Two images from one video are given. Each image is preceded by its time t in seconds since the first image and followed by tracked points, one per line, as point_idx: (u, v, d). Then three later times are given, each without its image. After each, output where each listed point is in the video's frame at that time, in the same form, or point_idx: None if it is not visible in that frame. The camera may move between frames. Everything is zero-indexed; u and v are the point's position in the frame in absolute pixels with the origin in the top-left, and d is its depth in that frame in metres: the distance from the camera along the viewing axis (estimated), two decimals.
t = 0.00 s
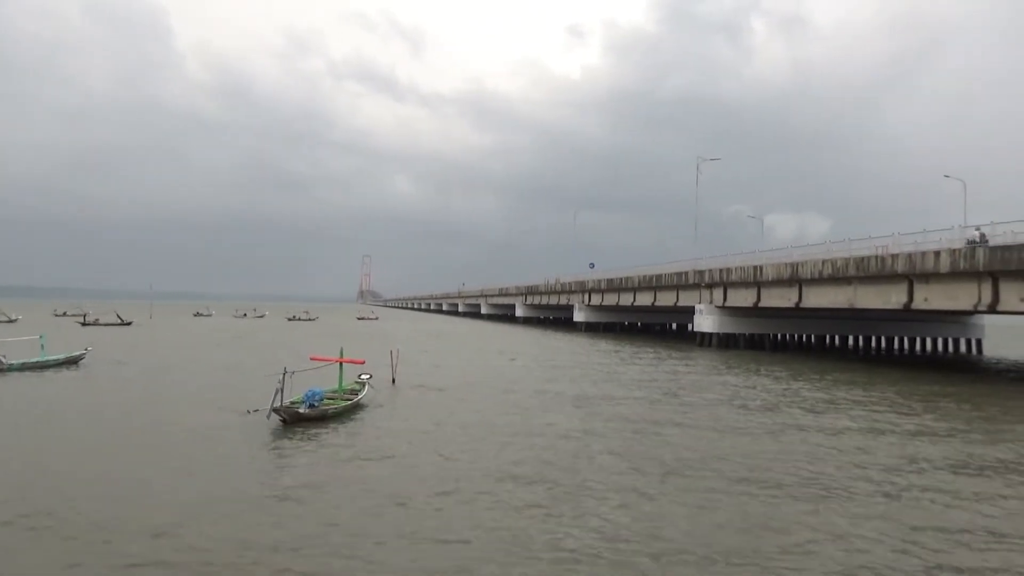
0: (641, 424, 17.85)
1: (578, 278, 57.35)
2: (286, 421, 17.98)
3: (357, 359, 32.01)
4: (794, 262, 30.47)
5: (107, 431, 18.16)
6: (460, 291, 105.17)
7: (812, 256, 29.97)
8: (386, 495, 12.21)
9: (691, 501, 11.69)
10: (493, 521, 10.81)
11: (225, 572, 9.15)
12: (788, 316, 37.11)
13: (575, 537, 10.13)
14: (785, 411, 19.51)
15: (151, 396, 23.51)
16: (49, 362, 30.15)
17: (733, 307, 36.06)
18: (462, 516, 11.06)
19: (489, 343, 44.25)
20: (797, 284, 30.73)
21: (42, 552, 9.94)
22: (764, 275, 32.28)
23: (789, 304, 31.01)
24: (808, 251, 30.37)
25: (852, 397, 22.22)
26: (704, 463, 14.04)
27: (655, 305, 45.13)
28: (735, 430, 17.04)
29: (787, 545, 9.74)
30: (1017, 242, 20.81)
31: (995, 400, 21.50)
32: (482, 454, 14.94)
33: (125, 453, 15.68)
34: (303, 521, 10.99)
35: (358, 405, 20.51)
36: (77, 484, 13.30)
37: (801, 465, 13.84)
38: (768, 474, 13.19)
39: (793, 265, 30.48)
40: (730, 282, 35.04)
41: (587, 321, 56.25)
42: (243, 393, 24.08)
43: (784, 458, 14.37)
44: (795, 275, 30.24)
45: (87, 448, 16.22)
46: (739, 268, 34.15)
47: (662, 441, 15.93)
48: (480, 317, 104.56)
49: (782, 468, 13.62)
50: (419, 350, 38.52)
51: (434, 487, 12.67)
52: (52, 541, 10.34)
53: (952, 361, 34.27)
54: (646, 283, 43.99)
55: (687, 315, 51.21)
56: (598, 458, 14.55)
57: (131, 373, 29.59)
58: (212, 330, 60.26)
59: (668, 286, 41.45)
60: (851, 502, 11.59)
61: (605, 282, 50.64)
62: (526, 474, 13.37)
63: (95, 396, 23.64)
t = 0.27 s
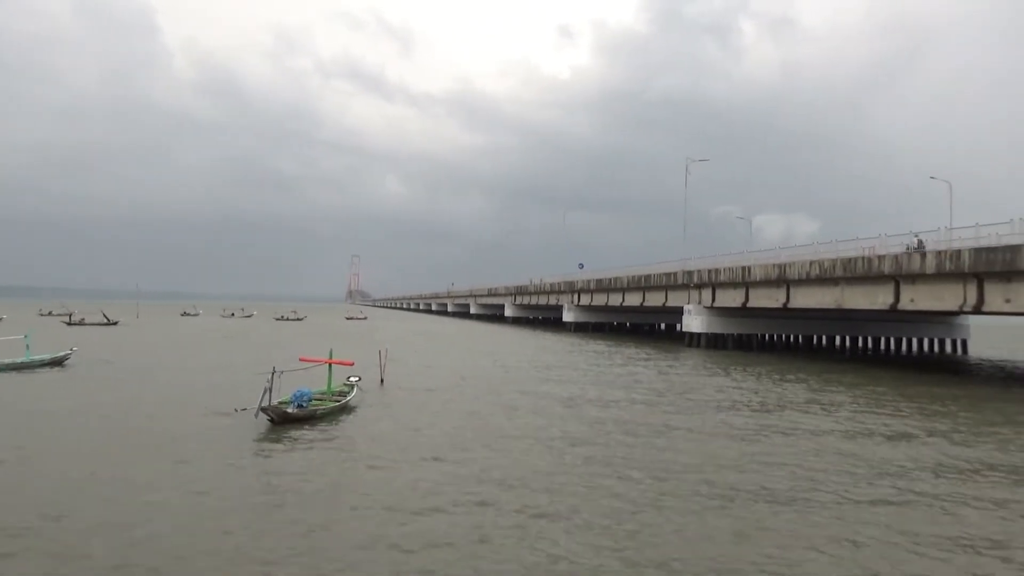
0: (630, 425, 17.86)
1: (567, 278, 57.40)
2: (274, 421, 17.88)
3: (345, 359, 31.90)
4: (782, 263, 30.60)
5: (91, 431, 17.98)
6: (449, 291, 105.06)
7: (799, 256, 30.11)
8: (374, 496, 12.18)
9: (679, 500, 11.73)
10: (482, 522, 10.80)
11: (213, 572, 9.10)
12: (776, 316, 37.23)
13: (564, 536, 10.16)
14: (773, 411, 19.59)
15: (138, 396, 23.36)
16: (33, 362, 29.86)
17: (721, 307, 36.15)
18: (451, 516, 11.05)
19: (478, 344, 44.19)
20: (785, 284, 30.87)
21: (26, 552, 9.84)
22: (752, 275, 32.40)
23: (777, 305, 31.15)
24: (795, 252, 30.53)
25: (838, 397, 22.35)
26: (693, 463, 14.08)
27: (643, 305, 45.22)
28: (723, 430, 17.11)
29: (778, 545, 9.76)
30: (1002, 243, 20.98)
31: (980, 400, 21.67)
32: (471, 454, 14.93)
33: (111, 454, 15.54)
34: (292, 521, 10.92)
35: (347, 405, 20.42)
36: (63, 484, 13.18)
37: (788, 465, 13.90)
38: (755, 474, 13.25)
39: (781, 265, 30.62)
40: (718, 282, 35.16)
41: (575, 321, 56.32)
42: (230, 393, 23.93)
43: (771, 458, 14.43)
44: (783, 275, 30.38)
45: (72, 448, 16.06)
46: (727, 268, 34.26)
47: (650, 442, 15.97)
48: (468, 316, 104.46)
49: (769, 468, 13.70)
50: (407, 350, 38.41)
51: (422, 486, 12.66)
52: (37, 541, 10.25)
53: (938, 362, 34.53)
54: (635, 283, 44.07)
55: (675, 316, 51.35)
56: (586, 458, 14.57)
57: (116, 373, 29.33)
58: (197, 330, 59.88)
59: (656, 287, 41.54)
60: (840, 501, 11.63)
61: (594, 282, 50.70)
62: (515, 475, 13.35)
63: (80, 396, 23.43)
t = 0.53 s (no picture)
0: (621, 425, 17.89)
1: (558, 278, 57.45)
2: (264, 421, 17.81)
3: (335, 359, 31.82)
4: (772, 263, 30.72)
5: (79, 432, 17.86)
6: (440, 291, 104.99)
7: (789, 257, 30.24)
8: (365, 495, 12.17)
9: (669, 500, 11.79)
10: (473, 521, 10.81)
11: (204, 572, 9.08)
12: (766, 316, 37.38)
13: (555, 536, 10.19)
14: (762, 411, 19.68)
15: (127, 397, 23.21)
16: (20, 363, 29.64)
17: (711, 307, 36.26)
18: (442, 516, 11.05)
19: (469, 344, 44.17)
20: (775, 285, 30.99)
21: (15, 553, 9.79)
22: (742, 276, 32.52)
23: (767, 305, 31.27)
24: (785, 252, 30.66)
25: (827, 397, 22.47)
26: (683, 463, 14.13)
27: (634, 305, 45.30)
28: (712, 430, 17.18)
29: (768, 544, 9.78)
30: (990, 244, 21.11)
31: (968, 399, 21.80)
32: (462, 454, 14.94)
33: (100, 455, 15.45)
34: (282, 522, 10.88)
35: (337, 405, 20.36)
36: (51, 485, 13.09)
37: (776, 464, 13.98)
38: (745, 473, 13.32)
39: (771, 265, 30.74)
40: (709, 282, 35.26)
41: (566, 321, 56.37)
42: (219, 394, 23.82)
43: (760, 458, 14.51)
44: (773, 275, 30.50)
45: (60, 449, 15.95)
46: (718, 269, 34.37)
47: (640, 442, 16.01)
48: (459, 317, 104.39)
49: (758, 467, 13.77)
50: (398, 351, 38.33)
51: (413, 486, 12.67)
52: (25, 542, 10.19)
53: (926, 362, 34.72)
54: (626, 283, 44.16)
55: (666, 316, 51.48)
56: (577, 458, 14.60)
57: (104, 374, 29.15)
58: (186, 330, 59.57)
59: (647, 287, 41.63)
60: (829, 501, 11.68)
61: (585, 282, 50.75)
62: (506, 475, 13.37)
63: (68, 397, 23.27)
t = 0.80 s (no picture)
0: (609, 425, 17.93)
1: (546, 278, 57.50)
2: (253, 422, 17.73)
3: (323, 360, 31.72)
4: (759, 264, 30.87)
5: (65, 433, 17.73)
6: (429, 291, 104.89)
7: (777, 257, 30.39)
8: (354, 496, 12.15)
9: (657, 499, 11.83)
10: (462, 521, 10.82)
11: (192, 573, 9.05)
12: (754, 316, 37.55)
13: (544, 535, 10.21)
14: (750, 411, 19.78)
15: (114, 398, 23.05)
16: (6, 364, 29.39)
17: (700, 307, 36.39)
18: (431, 516, 11.06)
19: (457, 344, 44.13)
20: (763, 285, 31.15)
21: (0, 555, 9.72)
22: (730, 276, 32.66)
23: (755, 305, 31.42)
24: (773, 252, 30.82)
25: (814, 397, 22.61)
26: (672, 462, 14.19)
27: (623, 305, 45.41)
28: (700, 430, 17.26)
29: (755, 543, 9.84)
30: (974, 244, 21.29)
31: (953, 399, 21.98)
32: (451, 454, 14.94)
33: (87, 456, 15.35)
34: (270, 523, 10.85)
35: (326, 406, 20.29)
36: (38, 486, 13.00)
37: (764, 464, 14.06)
38: (733, 473, 13.38)
39: (758, 265, 30.89)
40: (697, 282, 35.39)
41: (555, 321, 56.43)
42: (207, 394, 23.70)
43: (747, 457, 14.59)
44: (761, 275, 30.64)
45: (46, 451, 15.83)
46: (706, 269, 34.51)
47: (629, 441, 16.06)
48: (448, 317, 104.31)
49: (746, 467, 13.84)
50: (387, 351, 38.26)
51: (403, 487, 12.65)
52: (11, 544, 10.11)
53: (912, 361, 35.00)
54: (614, 283, 44.25)
55: (654, 316, 51.63)
56: (566, 458, 14.64)
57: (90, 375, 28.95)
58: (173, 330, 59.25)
59: (636, 287, 41.74)
60: (816, 500, 11.74)
61: (574, 282, 50.81)
62: (495, 474, 13.38)
63: (54, 397, 23.08)
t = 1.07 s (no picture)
0: (598, 425, 17.96)
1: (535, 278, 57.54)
2: (240, 424, 17.66)
3: (312, 360, 31.61)
4: (747, 264, 31.02)
5: (51, 435, 17.61)
6: (418, 292, 104.76)
7: (764, 257, 30.54)
8: (342, 496, 12.14)
9: (645, 498, 11.88)
10: (451, 521, 10.83)
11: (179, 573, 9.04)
12: (741, 316, 37.71)
13: (533, 535, 10.23)
14: (738, 411, 19.87)
15: (101, 399, 22.90)
16: None
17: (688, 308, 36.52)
18: (420, 516, 11.05)
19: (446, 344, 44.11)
20: (750, 285, 31.30)
21: None
22: (718, 276, 32.80)
23: (743, 305, 31.57)
24: (760, 253, 30.98)
25: (801, 396, 22.76)
26: (660, 462, 14.25)
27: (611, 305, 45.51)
28: (689, 430, 17.33)
29: (741, 541, 9.87)
30: (959, 245, 21.48)
31: (939, 399, 22.14)
32: (440, 455, 14.93)
33: (73, 457, 15.25)
34: (257, 524, 10.80)
35: (314, 407, 20.24)
36: (23, 488, 12.90)
37: (752, 463, 14.15)
38: (720, 473, 13.46)
39: (746, 266, 31.03)
40: (685, 283, 35.52)
41: (544, 322, 56.48)
42: (194, 396, 23.59)
43: (735, 457, 14.67)
44: (749, 276, 30.80)
45: (31, 452, 15.72)
46: (694, 269, 34.64)
47: (618, 442, 16.10)
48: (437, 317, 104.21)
49: (734, 466, 13.92)
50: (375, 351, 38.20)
51: (391, 487, 12.64)
52: None
53: (898, 361, 35.25)
54: (603, 284, 44.34)
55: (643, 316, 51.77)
56: (554, 458, 14.66)
57: (77, 376, 28.75)
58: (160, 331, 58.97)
59: (624, 288, 41.85)
60: (803, 499, 11.80)
61: (562, 283, 50.87)
62: (483, 475, 13.39)
63: (39, 399, 22.91)
